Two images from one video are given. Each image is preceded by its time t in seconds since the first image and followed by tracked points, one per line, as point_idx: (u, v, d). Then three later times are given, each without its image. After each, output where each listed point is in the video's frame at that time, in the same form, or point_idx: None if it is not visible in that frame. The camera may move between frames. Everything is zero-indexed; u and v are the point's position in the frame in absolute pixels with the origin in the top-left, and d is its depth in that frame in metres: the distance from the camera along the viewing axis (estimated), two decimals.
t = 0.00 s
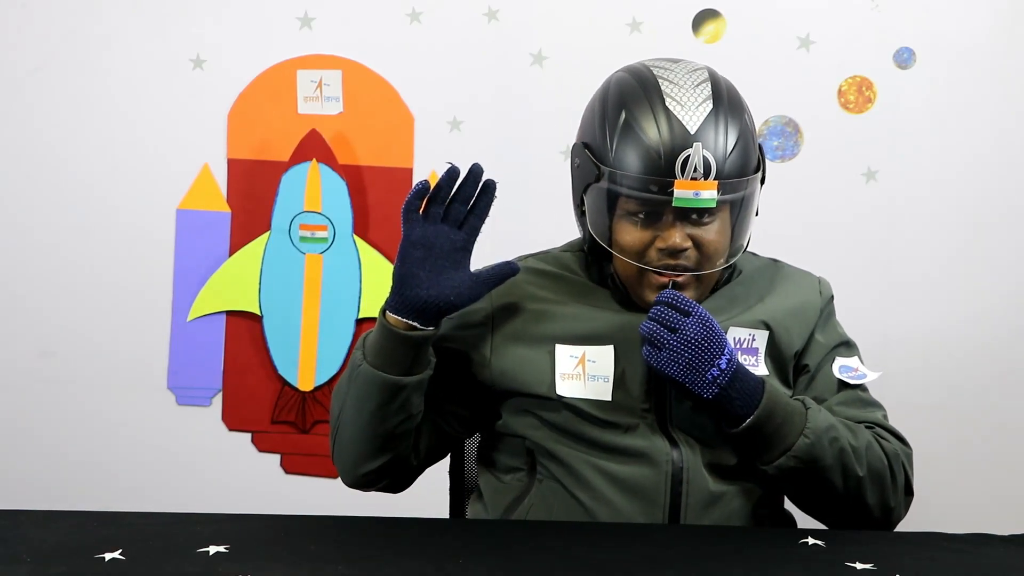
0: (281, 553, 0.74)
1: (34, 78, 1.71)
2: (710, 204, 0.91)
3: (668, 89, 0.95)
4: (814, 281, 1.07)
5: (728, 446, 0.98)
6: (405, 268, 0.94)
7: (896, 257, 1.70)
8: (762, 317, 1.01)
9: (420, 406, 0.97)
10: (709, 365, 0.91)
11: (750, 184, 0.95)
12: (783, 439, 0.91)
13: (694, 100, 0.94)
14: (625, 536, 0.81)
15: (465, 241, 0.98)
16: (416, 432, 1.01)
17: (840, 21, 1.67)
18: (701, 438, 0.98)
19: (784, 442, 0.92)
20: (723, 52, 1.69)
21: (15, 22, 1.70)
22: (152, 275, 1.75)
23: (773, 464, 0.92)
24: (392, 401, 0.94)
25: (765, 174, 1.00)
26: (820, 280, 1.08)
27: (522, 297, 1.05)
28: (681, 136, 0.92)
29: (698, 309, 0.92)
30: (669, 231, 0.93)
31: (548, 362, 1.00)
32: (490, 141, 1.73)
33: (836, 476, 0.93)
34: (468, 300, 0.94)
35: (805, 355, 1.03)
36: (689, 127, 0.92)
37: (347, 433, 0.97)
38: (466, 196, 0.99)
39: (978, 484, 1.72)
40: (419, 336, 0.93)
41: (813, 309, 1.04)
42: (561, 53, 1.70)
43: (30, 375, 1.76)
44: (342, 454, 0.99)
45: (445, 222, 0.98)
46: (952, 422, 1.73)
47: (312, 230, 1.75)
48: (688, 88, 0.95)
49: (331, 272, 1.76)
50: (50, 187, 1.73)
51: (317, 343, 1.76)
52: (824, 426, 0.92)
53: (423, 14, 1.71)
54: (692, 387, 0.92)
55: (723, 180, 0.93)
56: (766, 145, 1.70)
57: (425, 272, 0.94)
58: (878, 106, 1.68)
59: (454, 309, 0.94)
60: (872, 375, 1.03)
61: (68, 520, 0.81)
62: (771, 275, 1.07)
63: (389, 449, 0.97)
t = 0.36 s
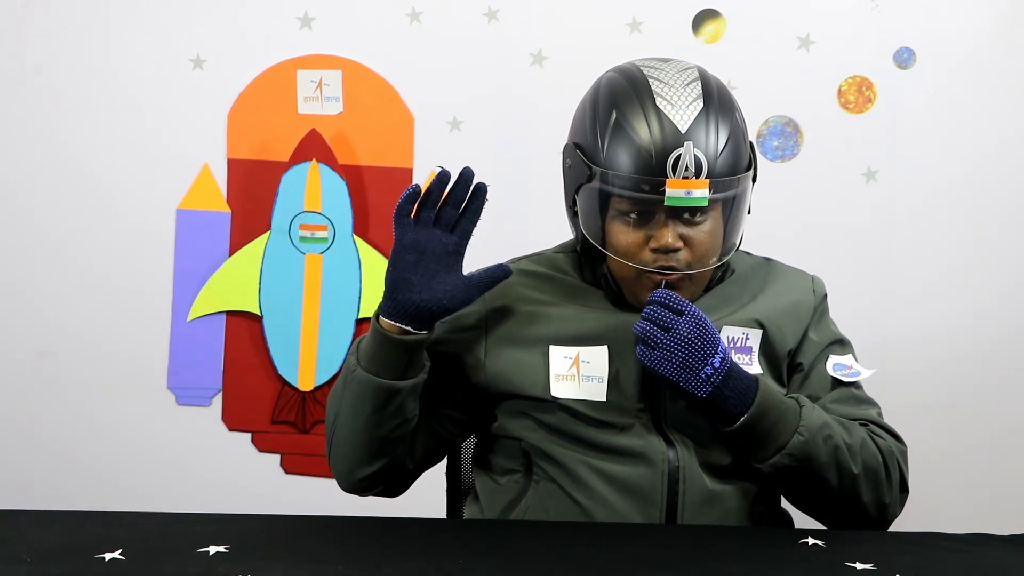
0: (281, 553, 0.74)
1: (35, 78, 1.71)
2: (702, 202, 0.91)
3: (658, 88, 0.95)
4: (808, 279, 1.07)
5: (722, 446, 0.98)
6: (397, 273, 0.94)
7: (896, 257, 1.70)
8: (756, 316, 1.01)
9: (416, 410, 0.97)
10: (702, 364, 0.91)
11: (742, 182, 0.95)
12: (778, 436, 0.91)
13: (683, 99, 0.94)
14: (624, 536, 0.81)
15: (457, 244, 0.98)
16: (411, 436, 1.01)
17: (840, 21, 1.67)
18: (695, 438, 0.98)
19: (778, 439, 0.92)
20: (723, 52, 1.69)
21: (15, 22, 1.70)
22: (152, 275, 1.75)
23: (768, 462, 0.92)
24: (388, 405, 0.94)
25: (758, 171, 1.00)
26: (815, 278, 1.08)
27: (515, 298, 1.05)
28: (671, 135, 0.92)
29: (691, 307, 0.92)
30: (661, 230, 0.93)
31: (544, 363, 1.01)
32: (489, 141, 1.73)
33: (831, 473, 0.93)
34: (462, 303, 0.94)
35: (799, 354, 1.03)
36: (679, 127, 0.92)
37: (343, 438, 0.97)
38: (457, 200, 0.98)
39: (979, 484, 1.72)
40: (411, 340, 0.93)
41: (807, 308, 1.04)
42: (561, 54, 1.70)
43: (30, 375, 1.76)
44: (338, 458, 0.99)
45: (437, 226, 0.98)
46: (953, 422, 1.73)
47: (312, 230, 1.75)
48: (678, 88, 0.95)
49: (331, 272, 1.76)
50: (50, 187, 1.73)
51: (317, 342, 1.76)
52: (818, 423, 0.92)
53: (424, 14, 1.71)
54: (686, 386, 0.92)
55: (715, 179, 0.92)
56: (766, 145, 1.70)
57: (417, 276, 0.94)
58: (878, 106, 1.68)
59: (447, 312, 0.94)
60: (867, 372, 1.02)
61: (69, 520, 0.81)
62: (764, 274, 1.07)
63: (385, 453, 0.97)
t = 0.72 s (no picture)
0: (281, 553, 0.74)
1: (35, 78, 1.71)
2: (702, 207, 0.91)
3: (657, 92, 0.94)
4: (808, 279, 1.07)
5: (721, 447, 0.98)
6: (396, 276, 0.93)
7: (896, 257, 1.70)
8: (755, 316, 1.01)
9: (417, 411, 0.97)
10: (703, 364, 0.91)
11: (741, 186, 0.95)
12: (778, 437, 0.91)
13: (683, 103, 0.94)
14: (624, 536, 0.81)
15: (457, 246, 0.97)
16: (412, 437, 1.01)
17: (840, 21, 1.67)
18: (695, 440, 0.98)
19: (779, 440, 0.91)
20: (723, 52, 1.69)
21: (15, 22, 1.70)
22: (152, 275, 1.75)
23: (769, 462, 0.92)
24: (388, 407, 0.94)
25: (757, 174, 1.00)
26: (814, 278, 1.08)
27: (515, 300, 1.05)
28: (671, 139, 0.92)
29: (691, 308, 0.92)
30: (660, 234, 0.93)
31: (544, 364, 1.01)
32: (489, 141, 1.73)
33: (831, 473, 0.93)
34: (462, 305, 0.94)
35: (798, 354, 1.03)
36: (678, 131, 0.92)
37: (344, 440, 0.97)
38: (457, 202, 0.98)
39: (979, 484, 1.72)
40: (411, 343, 0.93)
41: (806, 308, 1.04)
42: (561, 54, 1.70)
43: (30, 375, 1.76)
44: (339, 460, 0.99)
45: (437, 228, 0.97)
46: (953, 421, 1.73)
47: (312, 230, 1.75)
48: (678, 91, 0.95)
49: (331, 272, 1.76)
50: (50, 187, 1.73)
51: (317, 342, 1.76)
52: (817, 423, 0.92)
53: (424, 14, 1.71)
54: (687, 387, 0.92)
55: (714, 183, 0.92)
56: (766, 145, 1.70)
57: (418, 278, 0.94)
58: (878, 106, 1.68)
59: (447, 314, 0.93)
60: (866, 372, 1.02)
61: (69, 520, 0.81)
62: (763, 274, 1.07)
63: (386, 455, 0.98)
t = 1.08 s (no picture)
0: (281, 553, 0.74)
1: (35, 77, 1.71)
2: (702, 213, 0.91)
3: (661, 96, 0.94)
4: (807, 280, 1.07)
5: (721, 449, 0.99)
6: (396, 276, 0.93)
7: (896, 257, 1.70)
8: (756, 317, 1.01)
9: (416, 411, 0.97)
10: (702, 366, 0.91)
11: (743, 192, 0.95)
12: (778, 439, 0.91)
13: (686, 108, 0.94)
14: (624, 536, 0.81)
15: (457, 247, 0.97)
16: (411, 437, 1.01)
17: (840, 21, 1.67)
18: (695, 441, 0.98)
19: (778, 442, 0.91)
20: (722, 52, 1.69)
21: (15, 22, 1.70)
22: (152, 275, 1.75)
23: (769, 464, 0.92)
24: (387, 407, 0.94)
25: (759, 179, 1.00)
26: (813, 279, 1.08)
27: (515, 302, 1.05)
28: (673, 145, 0.92)
29: (690, 310, 0.93)
30: (660, 238, 0.92)
31: (543, 364, 1.01)
32: (489, 141, 1.73)
33: (831, 475, 0.93)
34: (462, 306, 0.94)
35: (798, 355, 1.03)
36: (681, 136, 0.92)
37: (343, 440, 0.97)
38: (457, 202, 0.98)
39: (979, 484, 1.72)
40: (411, 344, 0.92)
41: (806, 309, 1.04)
42: (561, 53, 1.70)
43: (30, 375, 1.76)
44: (338, 458, 0.99)
45: (437, 229, 0.97)
46: (953, 421, 1.73)
47: (312, 230, 1.75)
48: (681, 96, 0.95)
49: (332, 272, 1.76)
50: (50, 187, 1.73)
51: (317, 342, 1.76)
52: (817, 425, 0.92)
53: (424, 14, 1.71)
54: (687, 390, 0.92)
55: (715, 189, 0.92)
56: (766, 145, 1.70)
57: (417, 279, 0.93)
58: (878, 106, 1.68)
59: (447, 315, 0.93)
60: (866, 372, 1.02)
61: (68, 520, 0.81)
62: (763, 275, 1.07)
63: (385, 455, 0.97)
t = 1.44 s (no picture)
0: (281, 553, 0.74)
1: (35, 78, 1.71)
2: (695, 219, 0.91)
3: (656, 101, 0.94)
4: (806, 280, 1.07)
5: (717, 450, 0.98)
6: (410, 221, 0.95)
7: (896, 257, 1.70)
8: (753, 317, 1.00)
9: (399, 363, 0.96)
10: (694, 369, 0.91)
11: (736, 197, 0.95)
12: (772, 440, 0.91)
13: (681, 113, 0.94)
14: (624, 536, 0.81)
15: (476, 209, 0.98)
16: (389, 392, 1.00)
17: (840, 21, 1.67)
18: (691, 441, 0.98)
19: (772, 443, 0.91)
20: (722, 52, 1.69)
21: (15, 22, 1.70)
22: (152, 275, 1.75)
23: (762, 465, 0.92)
24: (372, 349, 0.93)
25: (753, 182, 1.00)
26: (813, 279, 1.08)
27: (513, 277, 1.05)
28: (667, 151, 0.92)
29: (683, 313, 0.93)
30: (654, 242, 0.93)
31: (537, 356, 1.00)
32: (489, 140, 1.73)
33: (826, 476, 0.93)
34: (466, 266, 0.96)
35: (796, 355, 1.03)
36: (675, 142, 0.92)
37: (321, 378, 0.96)
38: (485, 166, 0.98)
39: (979, 484, 1.72)
40: (409, 288, 0.93)
41: (804, 309, 1.04)
42: (561, 53, 1.70)
43: (30, 376, 1.76)
44: (312, 398, 0.98)
45: (460, 186, 0.99)
46: (953, 421, 1.73)
47: (312, 230, 1.75)
48: (676, 100, 0.94)
49: (331, 272, 1.76)
50: (50, 187, 1.73)
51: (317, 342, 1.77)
52: (812, 426, 0.92)
53: (424, 14, 1.71)
54: (679, 392, 0.92)
55: (708, 195, 0.92)
56: (766, 145, 1.70)
57: (430, 229, 0.95)
58: (878, 106, 1.68)
59: (449, 270, 0.95)
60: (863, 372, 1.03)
61: (69, 520, 0.81)
62: (761, 275, 1.07)
63: (359, 401, 0.96)
